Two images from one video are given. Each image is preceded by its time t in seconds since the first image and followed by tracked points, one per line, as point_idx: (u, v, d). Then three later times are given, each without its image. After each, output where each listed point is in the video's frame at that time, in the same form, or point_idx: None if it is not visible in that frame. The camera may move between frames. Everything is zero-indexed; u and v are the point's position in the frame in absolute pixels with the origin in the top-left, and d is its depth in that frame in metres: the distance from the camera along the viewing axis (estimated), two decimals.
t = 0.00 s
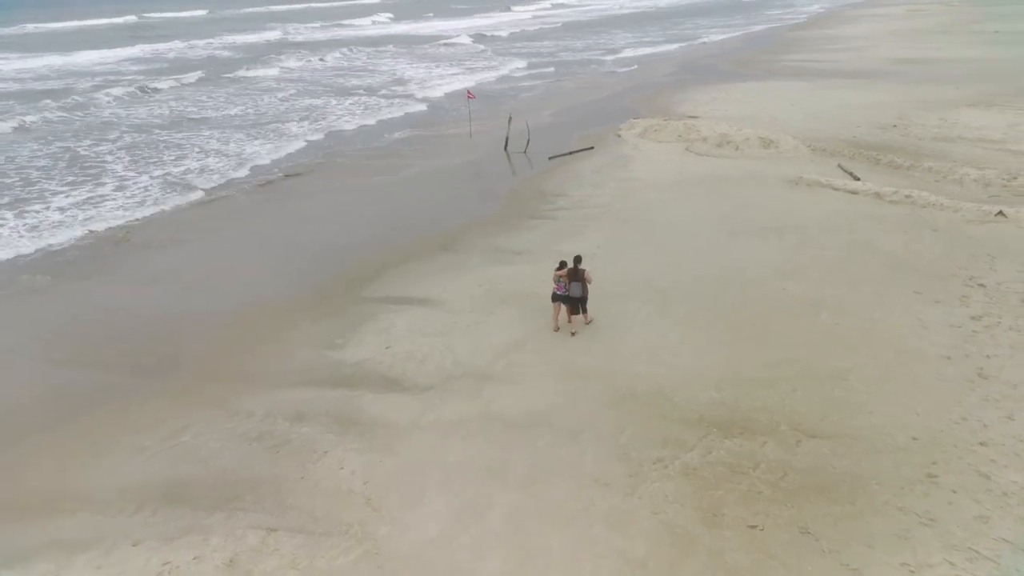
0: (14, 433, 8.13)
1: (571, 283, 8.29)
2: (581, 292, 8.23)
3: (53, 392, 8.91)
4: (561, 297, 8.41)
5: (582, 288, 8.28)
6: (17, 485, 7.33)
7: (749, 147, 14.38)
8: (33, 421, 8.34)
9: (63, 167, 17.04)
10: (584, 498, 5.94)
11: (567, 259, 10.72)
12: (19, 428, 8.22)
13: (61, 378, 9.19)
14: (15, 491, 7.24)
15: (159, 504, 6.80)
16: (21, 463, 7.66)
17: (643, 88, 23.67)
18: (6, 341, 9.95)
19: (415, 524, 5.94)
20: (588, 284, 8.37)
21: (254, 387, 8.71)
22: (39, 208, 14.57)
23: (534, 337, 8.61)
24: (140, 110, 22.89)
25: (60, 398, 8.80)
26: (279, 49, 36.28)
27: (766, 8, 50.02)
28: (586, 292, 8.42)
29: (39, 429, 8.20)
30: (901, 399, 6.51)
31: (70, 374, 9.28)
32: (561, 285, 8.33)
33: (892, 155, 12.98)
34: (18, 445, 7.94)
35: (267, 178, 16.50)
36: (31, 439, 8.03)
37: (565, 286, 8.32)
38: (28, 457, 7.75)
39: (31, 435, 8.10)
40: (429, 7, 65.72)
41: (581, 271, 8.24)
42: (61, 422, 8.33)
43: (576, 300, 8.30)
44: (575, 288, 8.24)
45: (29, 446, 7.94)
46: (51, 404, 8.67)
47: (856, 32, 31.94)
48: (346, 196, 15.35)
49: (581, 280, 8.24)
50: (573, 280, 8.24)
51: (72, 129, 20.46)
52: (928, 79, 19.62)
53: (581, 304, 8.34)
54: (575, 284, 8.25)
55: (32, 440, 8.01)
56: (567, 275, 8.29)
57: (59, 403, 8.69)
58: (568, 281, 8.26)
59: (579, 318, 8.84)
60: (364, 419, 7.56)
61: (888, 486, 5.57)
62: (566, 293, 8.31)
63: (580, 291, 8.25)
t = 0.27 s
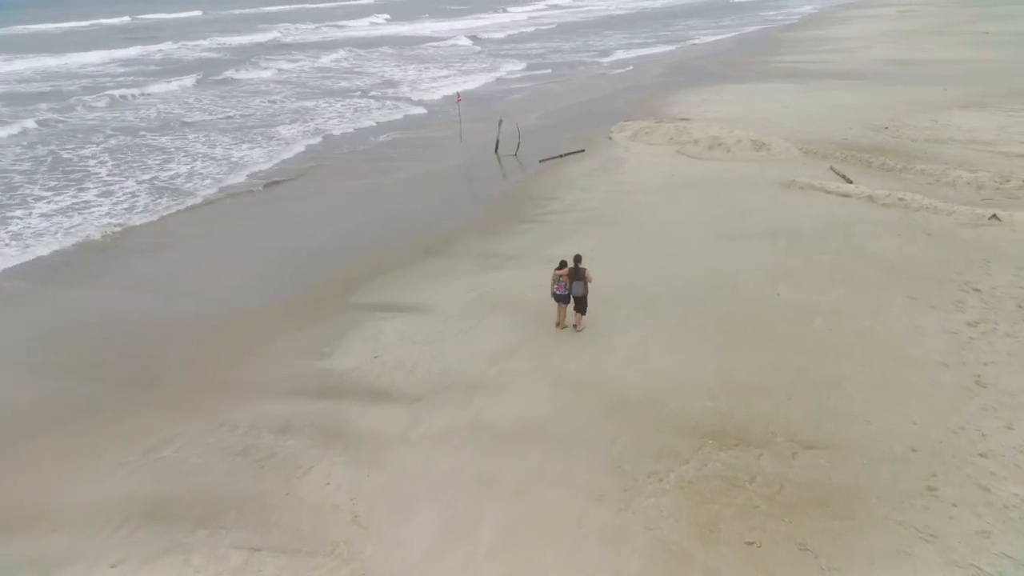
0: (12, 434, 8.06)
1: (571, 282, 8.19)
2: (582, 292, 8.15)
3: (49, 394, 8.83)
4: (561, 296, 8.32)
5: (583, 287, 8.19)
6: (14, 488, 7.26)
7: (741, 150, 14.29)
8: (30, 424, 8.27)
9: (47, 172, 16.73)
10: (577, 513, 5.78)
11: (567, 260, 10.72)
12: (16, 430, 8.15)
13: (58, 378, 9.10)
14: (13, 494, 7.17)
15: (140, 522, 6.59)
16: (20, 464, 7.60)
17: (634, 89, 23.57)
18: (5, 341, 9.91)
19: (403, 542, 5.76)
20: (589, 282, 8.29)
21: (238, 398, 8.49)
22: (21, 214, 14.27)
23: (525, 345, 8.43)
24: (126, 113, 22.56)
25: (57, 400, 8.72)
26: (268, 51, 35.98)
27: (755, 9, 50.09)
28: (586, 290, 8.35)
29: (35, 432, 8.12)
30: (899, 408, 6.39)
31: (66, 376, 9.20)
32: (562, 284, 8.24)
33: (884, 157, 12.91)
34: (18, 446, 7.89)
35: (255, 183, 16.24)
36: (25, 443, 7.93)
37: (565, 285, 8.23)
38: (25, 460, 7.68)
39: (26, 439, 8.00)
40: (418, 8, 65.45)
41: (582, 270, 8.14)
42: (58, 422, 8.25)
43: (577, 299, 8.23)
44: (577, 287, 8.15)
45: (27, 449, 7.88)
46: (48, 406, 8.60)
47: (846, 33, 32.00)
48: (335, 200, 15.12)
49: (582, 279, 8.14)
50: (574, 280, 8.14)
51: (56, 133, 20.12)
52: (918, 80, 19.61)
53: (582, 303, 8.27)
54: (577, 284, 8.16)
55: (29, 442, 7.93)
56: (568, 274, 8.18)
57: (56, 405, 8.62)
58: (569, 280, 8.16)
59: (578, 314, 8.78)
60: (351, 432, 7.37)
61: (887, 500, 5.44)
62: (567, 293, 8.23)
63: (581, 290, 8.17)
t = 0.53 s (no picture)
0: (13, 435, 8.03)
1: (569, 282, 8.14)
2: (581, 291, 8.11)
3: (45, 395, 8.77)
4: (559, 296, 8.26)
5: (581, 287, 8.15)
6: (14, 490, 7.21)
7: (734, 152, 14.19)
8: (28, 426, 8.23)
9: (31, 176, 16.44)
10: (570, 528, 5.64)
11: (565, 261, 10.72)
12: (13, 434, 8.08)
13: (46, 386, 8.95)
14: (14, 495, 7.14)
15: (122, 538, 6.40)
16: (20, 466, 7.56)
17: (626, 91, 23.47)
18: (4, 342, 9.87)
19: (391, 559, 5.60)
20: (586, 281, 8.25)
21: (224, 408, 8.28)
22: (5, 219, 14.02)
23: (518, 352, 8.27)
24: (114, 115, 22.25)
25: (55, 401, 8.66)
26: (258, 52, 35.70)
27: (746, 10, 50.14)
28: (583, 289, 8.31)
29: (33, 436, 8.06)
30: (897, 416, 6.28)
31: (62, 380, 9.13)
32: (559, 284, 8.17)
33: (878, 159, 12.84)
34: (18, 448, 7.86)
35: (245, 186, 16.02)
36: (21, 445, 7.86)
37: (563, 285, 8.17)
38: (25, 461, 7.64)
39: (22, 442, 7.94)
40: (410, 9, 65.24)
41: (579, 270, 8.10)
42: (53, 427, 8.17)
43: (575, 299, 8.18)
44: (574, 287, 8.12)
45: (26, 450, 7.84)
46: (48, 406, 8.55)
47: (837, 34, 32.04)
48: (324, 203, 14.91)
49: (580, 279, 8.11)
50: (572, 279, 8.09)
51: (41, 136, 19.80)
52: (910, 81, 19.60)
53: (580, 303, 8.22)
54: (574, 283, 8.12)
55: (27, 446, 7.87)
56: (565, 274, 8.12)
57: (52, 408, 8.55)
58: (567, 280, 8.10)
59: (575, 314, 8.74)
60: (339, 444, 7.18)
61: (888, 512, 5.32)
62: (565, 293, 8.18)
63: (580, 290, 8.12)
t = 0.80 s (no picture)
0: (12, 435, 7.96)
1: (567, 281, 8.26)
2: (579, 291, 8.23)
3: (34, 400, 8.60)
4: (556, 295, 8.37)
5: (579, 287, 8.28)
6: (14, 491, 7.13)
7: (726, 154, 14.10)
8: (26, 426, 8.13)
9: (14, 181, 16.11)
10: (563, 544, 5.48)
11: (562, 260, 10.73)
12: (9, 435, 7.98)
13: (27, 395, 8.69)
14: (14, 494, 7.07)
15: (101, 556, 6.19)
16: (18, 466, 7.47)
17: (617, 92, 23.36)
18: (5, 342, 9.84)
19: None
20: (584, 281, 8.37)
21: (208, 418, 8.06)
22: None
23: (508, 361, 8.10)
24: (100, 118, 21.90)
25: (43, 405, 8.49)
26: (247, 53, 35.37)
27: (738, 11, 50.15)
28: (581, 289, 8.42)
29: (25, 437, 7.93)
30: (895, 425, 6.17)
31: (55, 381, 9.01)
32: (558, 284, 8.28)
33: (871, 161, 12.78)
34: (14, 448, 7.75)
35: (234, 190, 15.79)
36: (18, 446, 7.76)
37: (561, 285, 8.28)
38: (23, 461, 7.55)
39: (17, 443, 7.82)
40: (402, 10, 65.03)
41: (577, 270, 8.22)
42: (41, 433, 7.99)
43: (573, 298, 8.30)
44: (572, 287, 8.24)
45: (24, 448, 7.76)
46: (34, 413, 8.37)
47: (827, 35, 32.07)
48: (313, 207, 14.70)
49: (578, 278, 8.23)
50: (570, 279, 8.22)
51: (25, 139, 19.45)
52: (902, 82, 19.57)
53: (577, 303, 8.33)
54: (572, 283, 8.24)
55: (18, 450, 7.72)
56: (564, 274, 8.24)
57: (40, 412, 8.38)
58: (565, 280, 8.22)
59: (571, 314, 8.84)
60: (326, 457, 6.98)
61: (888, 526, 5.19)
62: (563, 292, 8.29)
63: (577, 290, 8.25)
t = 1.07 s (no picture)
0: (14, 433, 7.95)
1: (566, 279, 8.35)
2: (578, 288, 8.32)
3: (17, 408, 8.38)
4: (556, 293, 8.44)
5: (577, 285, 8.39)
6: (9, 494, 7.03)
7: (721, 155, 14.00)
8: (23, 428, 8.06)
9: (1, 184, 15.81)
10: (558, 559, 5.32)
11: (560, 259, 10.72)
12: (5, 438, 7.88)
13: (8, 405, 8.44)
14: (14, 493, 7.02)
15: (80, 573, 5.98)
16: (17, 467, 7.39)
17: (611, 93, 23.24)
18: (4, 341, 9.79)
19: None
20: (583, 279, 8.46)
21: (194, 431, 7.85)
22: None
23: (501, 369, 7.94)
24: (88, 120, 21.57)
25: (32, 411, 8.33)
26: (238, 55, 35.09)
27: (731, 11, 50.19)
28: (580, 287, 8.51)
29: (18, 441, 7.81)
30: (895, 434, 6.05)
31: (50, 383, 8.90)
32: (557, 282, 8.36)
33: (866, 162, 12.70)
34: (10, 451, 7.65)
35: (224, 193, 15.56)
36: (18, 445, 7.73)
37: (561, 283, 8.37)
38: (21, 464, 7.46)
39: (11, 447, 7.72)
40: (394, 11, 64.85)
41: (577, 267, 8.30)
42: (27, 441, 7.80)
43: (572, 296, 8.37)
44: (572, 284, 8.32)
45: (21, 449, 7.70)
46: (19, 420, 8.17)
47: (819, 35, 32.09)
48: (303, 210, 14.49)
49: (577, 276, 8.32)
50: (570, 277, 8.32)
51: (12, 142, 19.11)
52: (895, 82, 19.53)
53: (576, 301, 8.43)
54: (572, 280, 8.32)
55: (11, 454, 7.59)
56: (563, 272, 8.33)
57: (31, 416, 8.24)
58: (565, 277, 8.30)
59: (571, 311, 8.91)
60: (313, 470, 6.80)
61: (891, 539, 5.06)
62: (563, 290, 8.36)
63: (577, 288, 8.35)
